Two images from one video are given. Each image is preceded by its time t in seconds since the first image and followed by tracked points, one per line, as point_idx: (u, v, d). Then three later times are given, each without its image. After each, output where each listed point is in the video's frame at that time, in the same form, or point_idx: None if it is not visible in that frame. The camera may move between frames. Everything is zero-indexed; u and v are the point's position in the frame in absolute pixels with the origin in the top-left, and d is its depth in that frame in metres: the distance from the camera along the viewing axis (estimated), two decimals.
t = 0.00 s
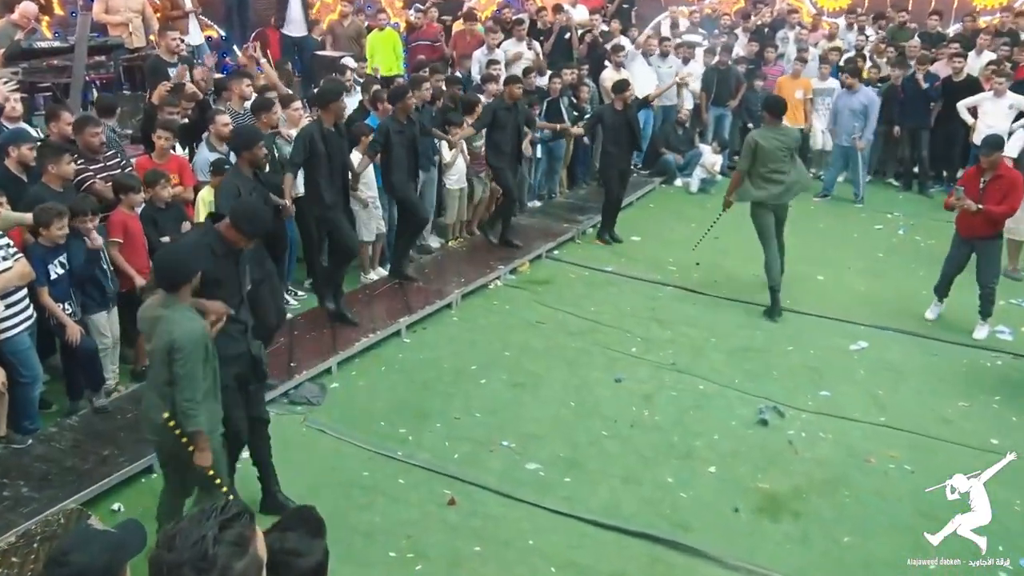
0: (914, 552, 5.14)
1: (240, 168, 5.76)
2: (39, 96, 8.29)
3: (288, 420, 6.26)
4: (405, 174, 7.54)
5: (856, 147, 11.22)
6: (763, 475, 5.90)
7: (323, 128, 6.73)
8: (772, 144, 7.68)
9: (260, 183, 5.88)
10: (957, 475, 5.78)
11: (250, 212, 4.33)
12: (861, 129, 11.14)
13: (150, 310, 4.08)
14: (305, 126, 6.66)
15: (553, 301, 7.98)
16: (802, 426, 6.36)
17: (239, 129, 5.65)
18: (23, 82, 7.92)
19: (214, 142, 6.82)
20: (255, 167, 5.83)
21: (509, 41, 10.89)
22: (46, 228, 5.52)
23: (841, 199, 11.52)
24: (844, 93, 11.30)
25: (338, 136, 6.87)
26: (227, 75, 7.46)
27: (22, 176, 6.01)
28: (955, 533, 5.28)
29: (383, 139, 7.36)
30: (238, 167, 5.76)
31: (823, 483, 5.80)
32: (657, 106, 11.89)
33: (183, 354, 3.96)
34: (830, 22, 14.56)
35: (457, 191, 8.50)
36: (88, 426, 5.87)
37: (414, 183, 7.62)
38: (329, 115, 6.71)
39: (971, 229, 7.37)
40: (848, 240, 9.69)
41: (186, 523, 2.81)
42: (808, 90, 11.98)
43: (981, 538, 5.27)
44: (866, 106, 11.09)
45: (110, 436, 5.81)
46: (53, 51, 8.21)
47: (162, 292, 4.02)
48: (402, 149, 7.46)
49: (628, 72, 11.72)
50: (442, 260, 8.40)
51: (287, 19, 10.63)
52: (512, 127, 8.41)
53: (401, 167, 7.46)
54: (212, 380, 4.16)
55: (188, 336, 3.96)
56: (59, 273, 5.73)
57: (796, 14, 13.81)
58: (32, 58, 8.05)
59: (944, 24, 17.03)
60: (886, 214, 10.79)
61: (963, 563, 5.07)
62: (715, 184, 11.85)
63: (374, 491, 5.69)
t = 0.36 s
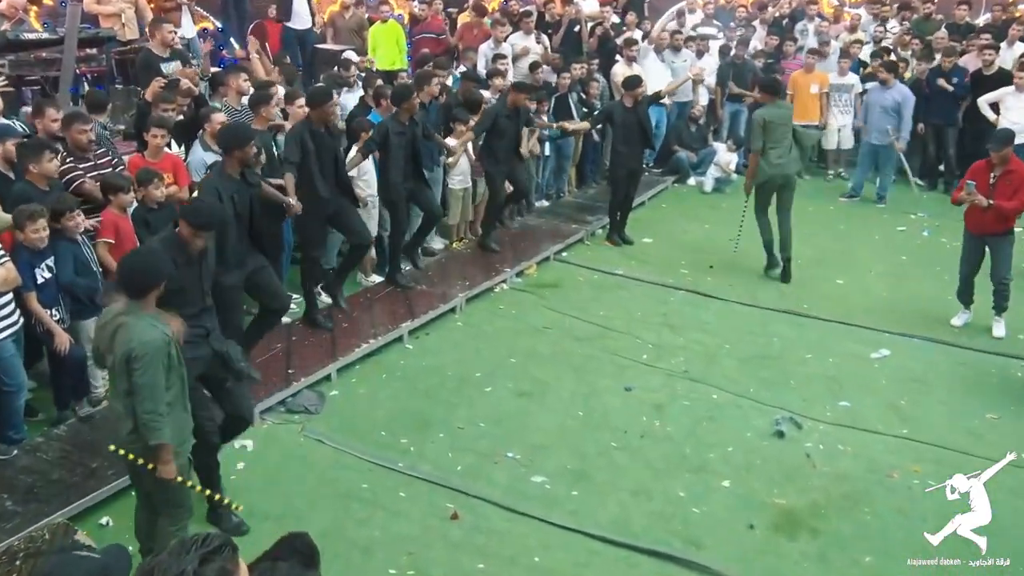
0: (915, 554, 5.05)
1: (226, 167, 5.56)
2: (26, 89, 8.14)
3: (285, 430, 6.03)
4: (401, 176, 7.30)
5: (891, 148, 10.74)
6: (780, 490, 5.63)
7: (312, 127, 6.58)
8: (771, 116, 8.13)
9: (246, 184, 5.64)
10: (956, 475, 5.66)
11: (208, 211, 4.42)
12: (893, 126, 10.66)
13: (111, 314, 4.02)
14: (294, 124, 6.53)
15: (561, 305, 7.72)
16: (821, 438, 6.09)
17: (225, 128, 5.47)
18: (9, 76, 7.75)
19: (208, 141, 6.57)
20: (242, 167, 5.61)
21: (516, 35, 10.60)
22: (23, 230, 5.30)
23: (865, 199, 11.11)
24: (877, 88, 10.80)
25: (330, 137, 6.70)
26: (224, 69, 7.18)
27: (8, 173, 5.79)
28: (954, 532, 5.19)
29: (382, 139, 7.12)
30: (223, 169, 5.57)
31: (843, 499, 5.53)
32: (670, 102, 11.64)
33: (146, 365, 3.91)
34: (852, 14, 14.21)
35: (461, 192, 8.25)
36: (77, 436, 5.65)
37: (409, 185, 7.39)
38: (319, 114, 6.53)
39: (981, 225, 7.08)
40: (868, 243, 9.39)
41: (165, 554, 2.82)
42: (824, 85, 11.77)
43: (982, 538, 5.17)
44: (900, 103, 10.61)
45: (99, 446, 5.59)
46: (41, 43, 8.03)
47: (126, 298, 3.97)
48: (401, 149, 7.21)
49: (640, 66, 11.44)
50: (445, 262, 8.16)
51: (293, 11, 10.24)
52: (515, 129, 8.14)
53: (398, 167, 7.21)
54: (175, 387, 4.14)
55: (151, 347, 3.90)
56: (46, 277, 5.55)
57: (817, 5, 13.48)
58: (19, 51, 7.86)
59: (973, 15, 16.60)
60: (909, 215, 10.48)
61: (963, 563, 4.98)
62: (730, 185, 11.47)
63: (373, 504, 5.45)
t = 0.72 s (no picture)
0: (917, 555, 4.93)
1: (223, 163, 5.39)
2: (13, 82, 8.09)
3: (281, 440, 5.81)
4: (414, 184, 7.11)
5: (921, 146, 10.41)
6: (798, 506, 5.37)
7: (309, 138, 6.34)
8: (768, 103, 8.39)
9: (243, 181, 5.49)
10: (956, 475, 5.55)
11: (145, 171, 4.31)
12: (923, 125, 10.35)
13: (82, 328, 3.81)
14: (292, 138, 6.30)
15: (570, 310, 7.47)
16: (841, 451, 5.82)
17: (228, 122, 5.30)
18: None
19: (204, 140, 6.29)
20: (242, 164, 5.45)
21: (524, 28, 10.30)
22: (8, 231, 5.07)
23: (889, 199, 10.77)
24: (905, 83, 10.45)
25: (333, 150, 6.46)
26: (220, 62, 6.90)
27: None
28: (959, 536, 5.06)
29: (397, 144, 6.95)
30: (219, 165, 5.39)
31: (865, 515, 5.26)
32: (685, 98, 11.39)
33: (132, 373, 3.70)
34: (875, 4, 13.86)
35: (466, 192, 7.99)
36: (65, 445, 5.43)
37: (423, 191, 7.17)
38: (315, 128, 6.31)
39: (1010, 222, 6.78)
40: (890, 244, 9.10)
41: None
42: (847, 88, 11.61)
43: (982, 538, 5.07)
44: (929, 99, 10.28)
45: (88, 456, 5.38)
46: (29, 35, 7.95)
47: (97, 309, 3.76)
48: (415, 159, 7.04)
49: (654, 59, 11.13)
50: (449, 264, 7.88)
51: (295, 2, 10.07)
52: (528, 140, 7.99)
53: (410, 178, 7.04)
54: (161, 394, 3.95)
55: (133, 352, 3.71)
56: (35, 282, 5.33)
57: None
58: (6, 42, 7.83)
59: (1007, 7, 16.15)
60: (935, 216, 10.15)
61: (962, 562, 4.88)
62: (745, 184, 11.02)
63: (373, 519, 5.21)
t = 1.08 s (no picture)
0: (914, 552, 4.85)
1: (211, 158, 5.19)
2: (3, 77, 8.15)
3: (278, 451, 5.59)
4: (426, 165, 6.93)
5: (948, 143, 10.09)
6: (818, 524, 5.10)
7: (311, 109, 6.20)
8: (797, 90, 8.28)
9: (232, 173, 5.29)
10: (956, 475, 5.43)
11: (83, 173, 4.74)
12: (951, 121, 9.99)
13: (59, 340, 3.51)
14: (287, 104, 6.10)
15: (579, 315, 7.21)
16: (863, 466, 5.55)
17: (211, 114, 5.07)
18: None
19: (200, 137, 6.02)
20: (230, 156, 5.25)
21: (532, 20, 9.96)
22: None
23: (913, 199, 10.46)
24: (932, 76, 10.07)
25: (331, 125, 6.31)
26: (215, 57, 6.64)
27: None
28: (954, 533, 4.97)
29: (407, 124, 6.76)
30: (206, 158, 5.19)
31: (889, 535, 5.00)
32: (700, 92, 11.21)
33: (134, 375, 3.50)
34: None
35: (474, 192, 7.70)
36: (53, 458, 5.22)
37: (434, 175, 7.04)
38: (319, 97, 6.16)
39: None
40: (916, 247, 8.80)
41: None
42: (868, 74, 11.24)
43: (982, 538, 4.97)
44: (958, 94, 9.90)
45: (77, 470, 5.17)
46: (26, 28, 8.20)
47: (82, 316, 3.51)
48: (427, 138, 6.85)
49: (668, 53, 10.84)
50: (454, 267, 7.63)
51: None
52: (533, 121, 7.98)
53: (423, 157, 6.84)
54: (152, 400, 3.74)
55: (140, 347, 3.52)
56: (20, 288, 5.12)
57: None
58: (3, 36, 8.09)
59: None
60: (962, 217, 9.83)
61: (963, 563, 4.77)
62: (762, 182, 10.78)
63: (373, 536, 4.97)
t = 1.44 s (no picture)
0: (913, 551, 4.73)
1: (183, 135, 5.05)
2: None
3: (276, 464, 5.36)
4: (427, 146, 6.65)
5: (979, 139, 9.75)
6: (842, 543, 4.82)
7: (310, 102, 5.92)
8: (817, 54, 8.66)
9: (209, 150, 5.16)
10: (956, 474, 5.28)
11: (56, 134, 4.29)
12: (982, 116, 9.63)
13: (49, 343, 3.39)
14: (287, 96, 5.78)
15: (588, 321, 6.97)
16: (888, 482, 5.27)
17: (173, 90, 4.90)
18: None
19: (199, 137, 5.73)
20: (202, 133, 5.12)
21: (542, 13, 9.67)
22: None
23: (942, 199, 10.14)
24: (962, 70, 9.72)
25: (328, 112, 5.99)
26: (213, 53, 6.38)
27: None
28: (956, 534, 4.83)
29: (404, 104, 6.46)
30: (177, 137, 5.05)
31: (919, 555, 4.71)
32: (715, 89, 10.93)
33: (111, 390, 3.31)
34: None
35: (480, 193, 7.47)
36: (42, 471, 5.01)
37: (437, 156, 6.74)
38: (313, 77, 5.86)
39: None
40: (945, 250, 8.50)
41: None
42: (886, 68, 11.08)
43: (982, 538, 4.83)
44: (990, 88, 9.56)
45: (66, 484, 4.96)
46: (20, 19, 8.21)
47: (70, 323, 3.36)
48: (424, 116, 6.55)
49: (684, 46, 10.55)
50: (460, 270, 7.39)
51: None
52: (543, 114, 7.42)
53: (423, 136, 6.56)
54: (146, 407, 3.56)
55: (108, 353, 3.24)
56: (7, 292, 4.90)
57: None
58: None
59: None
60: (994, 218, 9.50)
61: (963, 562, 4.65)
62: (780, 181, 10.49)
63: (374, 554, 4.73)
